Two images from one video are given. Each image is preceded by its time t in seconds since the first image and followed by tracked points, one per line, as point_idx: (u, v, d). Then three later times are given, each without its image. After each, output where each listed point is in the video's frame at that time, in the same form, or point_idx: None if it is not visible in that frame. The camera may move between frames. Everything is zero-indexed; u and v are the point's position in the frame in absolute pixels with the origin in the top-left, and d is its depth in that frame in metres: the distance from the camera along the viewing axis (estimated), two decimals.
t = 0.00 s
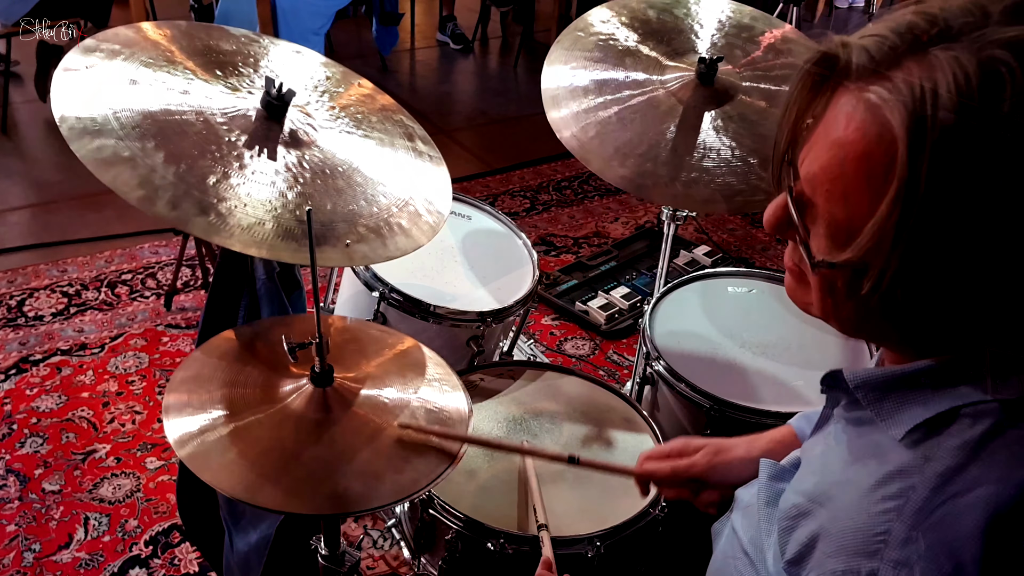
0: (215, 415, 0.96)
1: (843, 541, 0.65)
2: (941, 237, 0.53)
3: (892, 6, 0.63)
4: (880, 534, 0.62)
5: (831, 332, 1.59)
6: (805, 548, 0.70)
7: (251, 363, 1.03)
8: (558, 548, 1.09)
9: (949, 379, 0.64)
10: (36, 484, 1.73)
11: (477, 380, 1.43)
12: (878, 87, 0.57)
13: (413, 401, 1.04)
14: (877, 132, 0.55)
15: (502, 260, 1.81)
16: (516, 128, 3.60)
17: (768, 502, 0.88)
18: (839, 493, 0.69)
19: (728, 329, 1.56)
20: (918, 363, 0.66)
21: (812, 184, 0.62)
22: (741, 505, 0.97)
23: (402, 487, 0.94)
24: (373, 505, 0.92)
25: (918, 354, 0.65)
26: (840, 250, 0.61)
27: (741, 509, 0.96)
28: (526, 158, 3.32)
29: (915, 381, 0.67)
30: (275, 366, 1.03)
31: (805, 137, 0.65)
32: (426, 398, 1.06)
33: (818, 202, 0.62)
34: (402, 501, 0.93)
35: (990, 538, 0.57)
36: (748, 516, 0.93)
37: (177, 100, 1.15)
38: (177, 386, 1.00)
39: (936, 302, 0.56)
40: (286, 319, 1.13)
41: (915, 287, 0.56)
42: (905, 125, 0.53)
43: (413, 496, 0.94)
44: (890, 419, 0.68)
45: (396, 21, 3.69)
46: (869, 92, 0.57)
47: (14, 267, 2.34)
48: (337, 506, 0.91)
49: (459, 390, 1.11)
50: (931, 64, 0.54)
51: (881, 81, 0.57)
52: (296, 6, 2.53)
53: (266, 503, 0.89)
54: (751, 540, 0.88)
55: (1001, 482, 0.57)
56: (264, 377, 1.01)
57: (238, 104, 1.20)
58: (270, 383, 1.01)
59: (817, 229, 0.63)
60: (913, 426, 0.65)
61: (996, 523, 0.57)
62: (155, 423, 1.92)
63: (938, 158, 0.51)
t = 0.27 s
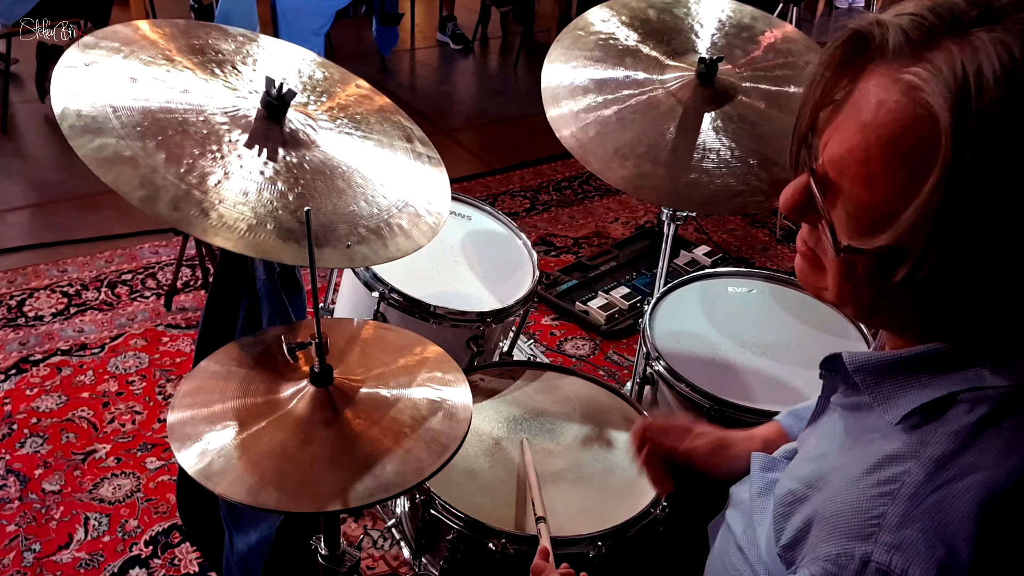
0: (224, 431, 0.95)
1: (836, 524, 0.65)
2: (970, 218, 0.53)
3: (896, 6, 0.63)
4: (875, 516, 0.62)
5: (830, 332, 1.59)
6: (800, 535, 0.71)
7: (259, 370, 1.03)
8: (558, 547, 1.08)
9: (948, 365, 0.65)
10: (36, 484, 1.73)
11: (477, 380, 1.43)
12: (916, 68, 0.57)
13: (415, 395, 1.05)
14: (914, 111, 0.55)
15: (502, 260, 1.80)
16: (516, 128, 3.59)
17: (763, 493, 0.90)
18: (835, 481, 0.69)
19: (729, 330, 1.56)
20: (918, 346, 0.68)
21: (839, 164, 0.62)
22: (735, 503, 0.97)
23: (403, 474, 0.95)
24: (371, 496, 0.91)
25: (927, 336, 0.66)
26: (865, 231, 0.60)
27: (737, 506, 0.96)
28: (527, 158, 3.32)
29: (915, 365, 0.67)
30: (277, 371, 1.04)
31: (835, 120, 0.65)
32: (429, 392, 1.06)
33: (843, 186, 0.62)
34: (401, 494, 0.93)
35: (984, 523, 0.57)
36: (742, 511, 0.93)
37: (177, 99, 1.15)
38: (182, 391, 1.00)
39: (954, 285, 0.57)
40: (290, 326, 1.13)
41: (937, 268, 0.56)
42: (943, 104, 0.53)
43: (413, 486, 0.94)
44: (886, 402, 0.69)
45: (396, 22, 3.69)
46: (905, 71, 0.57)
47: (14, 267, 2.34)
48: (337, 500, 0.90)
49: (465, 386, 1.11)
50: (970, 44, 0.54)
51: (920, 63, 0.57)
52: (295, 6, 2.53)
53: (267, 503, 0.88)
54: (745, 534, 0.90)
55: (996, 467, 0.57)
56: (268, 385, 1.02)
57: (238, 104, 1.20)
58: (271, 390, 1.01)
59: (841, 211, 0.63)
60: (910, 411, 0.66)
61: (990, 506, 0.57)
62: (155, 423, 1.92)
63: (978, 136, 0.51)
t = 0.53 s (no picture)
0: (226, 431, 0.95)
1: (826, 532, 0.65)
2: (885, 219, 0.54)
3: None
4: (861, 524, 0.62)
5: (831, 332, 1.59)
6: (792, 544, 0.71)
7: (258, 370, 1.03)
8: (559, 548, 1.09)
9: (920, 370, 0.66)
10: (36, 484, 1.73)
11: (477, 380, 1.43)
12: (810, 84, 0.58)
13: (414, 396, 1.05)
14: (814, 127, 0.57)
15: (501, 260, 1.81)
16: (516, 128, 3.59)
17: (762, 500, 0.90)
18: (825, 490, 0.69)
19: (728, 330, 1.56)
20: (890, 355, 0.69)
21: (767, 186, 0.63)
22: (737, 508, 0.98)
23: (403, 474, 0.94)
24: (371, 497, 0.91)
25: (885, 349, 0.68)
26: (799, 244, 0.61)
27: (738, 511, 0.97)
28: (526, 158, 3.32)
29: (887, 373, 0.69)
30: (278, 371, 1.04)
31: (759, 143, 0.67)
32: (429, 393, 1.06)
33: (774, 204, 0.63)
34: (404, 491, 0.93)
35: (967, 526, 0.56)
36: (743, 517, 0.94)
37: (177, 99, 1.15)
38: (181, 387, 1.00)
39: (897, 284, 0.56)
40: (290, 327, 1.13)
41: (869, 270, 0.57)
42: (836, 118, 0.54)
43: (413, 485, 0.94)
44: (866, 412, 0.69)
45: (397, 21, 3.69)
46: (801, 89, 0.59)
47: (14, 267, 2.34)
48: (336, 500, 0.90)
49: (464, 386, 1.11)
50: (856, 55, 0.55)
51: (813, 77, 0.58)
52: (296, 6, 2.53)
53: (268, 503, 0.88)
54: (745, 539, 0.90)
55: (977, 469, 0.57)
56: (268, 385, 1.01)
57: (238, 104, 1.20)
58: (271, 389, 1.01)
59: (779, 229, 0.64)
60: (886, 421, 0.67)
61: (973, 507, 0.56)
62: (155, 423, 1.92)
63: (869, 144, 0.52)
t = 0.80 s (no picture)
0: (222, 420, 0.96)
1: (827, 530, 0.65)
2: (873, 205, 0.55)
3: None
4: (862, 521, 0.62)
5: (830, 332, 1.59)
6: (793, 543, 0.71)
7: (255, 365, 1.03)
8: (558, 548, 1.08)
9: (925, 367, 0.66)
10: (36, 484, 1.73)
11: (477, 380, 1.43)
12: (806, 72, 0.60)
13: (414, 397, 1.05)
14: (808, 115, 0.58)
15: (501, 260, 1.81)
16: (516, 128, 3.59)
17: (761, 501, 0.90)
18: (826, 488, 0.70)
19: (728, 330, 1.56)
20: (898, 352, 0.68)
21: (766, 175, 0.64)
22: (736, 505, 0.98)
23: (404, 477, 0.95)
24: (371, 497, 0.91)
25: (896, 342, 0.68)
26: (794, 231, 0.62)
27: (736, 509, 0.97)
28: (526, 158, 3.32)
29: (891, 370, 0.68)
30: (276, 369, 1.03)
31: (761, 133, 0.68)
32: (429, 395, 1.06)
33: (773, 193, 0.64)
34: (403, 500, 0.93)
35: (969, 523, 0.57)
36: (742, 516, 0.94)
37: (177, 99, 1.15)
38: (178, 380, 1.00)
39: (891, 274, 0.57)
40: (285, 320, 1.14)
41: (860, 256, 0.57)
42: (829, 105, 0.56)
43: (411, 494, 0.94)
44: (867, 409, 0.69)
45: (396, 22, 3.69)
46: (799, 77, 0.60)
47: (14, 267, 2.34)
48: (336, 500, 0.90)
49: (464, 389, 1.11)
50: (849, 44, 0.57)
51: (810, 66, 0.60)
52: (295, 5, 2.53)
53: (267, 504, 0.89)
54: (745, 538, 0.90)
55: (979, 467, 0.57)
56: (268, 385, 1.02)
57: (237, 104, 1.20)
58: (271, 385, 1.01)
59: (777, 219, 0.65)
60: (886, 419, 0.66)
61: (975, 504, 0.57)
62: (155, 423, 1.92)
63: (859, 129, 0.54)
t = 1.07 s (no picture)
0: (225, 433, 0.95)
1: (833, 531, 0.65)
2: (903, 205, 0.54)
3: None
4: (869, 522, 0.62)
5: (829, 332, 1.59)
6: (796, 542, 0.71)
7: (259, 372, 1.03)
8: (558, 548, 1.08)
9: (931, 365, 0.65)
10: (36, 484, 1.73)
11: (477, 380, 1.43)
12: (859, 51, 0.58)
13: (414, 397, 1.04)
14: (858, 97, 0.56)
15: (501, 260, 1.81)
16: (516, 128, 3.59)
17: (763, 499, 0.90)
18: (830, 487, 0.70)
19: (728, 330, 1.56)
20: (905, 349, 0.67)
21: (798, 152, 0.63)
22: (737, 509, 0.99)
23: (404, 476, 0.94)
24: (372, 495, 0.91)
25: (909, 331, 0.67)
26: (823, 215, 0.61)
27: (741, 512, 0.97)
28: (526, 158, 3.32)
29: (896, 368, 0.68)
30: (277, 372, 1.04)
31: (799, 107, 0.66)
32: (429, 394, 1.06)
33: (804, 173, 0.63)
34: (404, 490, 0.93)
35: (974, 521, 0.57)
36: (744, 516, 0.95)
37: (177, 99, 1.15)
38: (182, 390, 1.00)
39: (913, 265, 0.57)
40: (290, 329, 1.13)
41: (880, 247, 0.57)
42: (883, 85, 0.54)
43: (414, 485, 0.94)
44: (871, 407, 0.69)
45: (396, 22, 3.69)
46: (853, 56, 0.58)
47: (14, 267, 2.34)
48: (337, 500, 0.90)
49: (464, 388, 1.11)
50: (912, 28, 0.55)
51: (864, 45, 0.58)
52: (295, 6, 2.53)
53: (270, 502, 0.88)
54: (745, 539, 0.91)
55: (983, 466, 0.57)
56: (268, 385, 1.01)
57: (237, 104, 1.20)
58: (271, 390, 1.01)
59: (803, 199, 0.64)
60: (891, 415, 0.66)
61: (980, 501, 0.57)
62: (155, 423, 1.92)
63: (914, 121, 0.52)
